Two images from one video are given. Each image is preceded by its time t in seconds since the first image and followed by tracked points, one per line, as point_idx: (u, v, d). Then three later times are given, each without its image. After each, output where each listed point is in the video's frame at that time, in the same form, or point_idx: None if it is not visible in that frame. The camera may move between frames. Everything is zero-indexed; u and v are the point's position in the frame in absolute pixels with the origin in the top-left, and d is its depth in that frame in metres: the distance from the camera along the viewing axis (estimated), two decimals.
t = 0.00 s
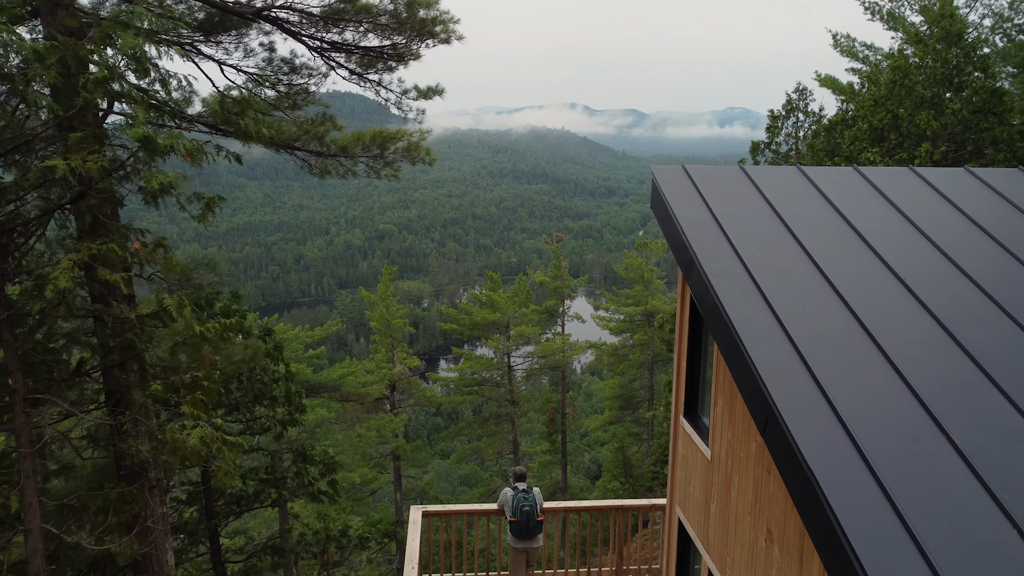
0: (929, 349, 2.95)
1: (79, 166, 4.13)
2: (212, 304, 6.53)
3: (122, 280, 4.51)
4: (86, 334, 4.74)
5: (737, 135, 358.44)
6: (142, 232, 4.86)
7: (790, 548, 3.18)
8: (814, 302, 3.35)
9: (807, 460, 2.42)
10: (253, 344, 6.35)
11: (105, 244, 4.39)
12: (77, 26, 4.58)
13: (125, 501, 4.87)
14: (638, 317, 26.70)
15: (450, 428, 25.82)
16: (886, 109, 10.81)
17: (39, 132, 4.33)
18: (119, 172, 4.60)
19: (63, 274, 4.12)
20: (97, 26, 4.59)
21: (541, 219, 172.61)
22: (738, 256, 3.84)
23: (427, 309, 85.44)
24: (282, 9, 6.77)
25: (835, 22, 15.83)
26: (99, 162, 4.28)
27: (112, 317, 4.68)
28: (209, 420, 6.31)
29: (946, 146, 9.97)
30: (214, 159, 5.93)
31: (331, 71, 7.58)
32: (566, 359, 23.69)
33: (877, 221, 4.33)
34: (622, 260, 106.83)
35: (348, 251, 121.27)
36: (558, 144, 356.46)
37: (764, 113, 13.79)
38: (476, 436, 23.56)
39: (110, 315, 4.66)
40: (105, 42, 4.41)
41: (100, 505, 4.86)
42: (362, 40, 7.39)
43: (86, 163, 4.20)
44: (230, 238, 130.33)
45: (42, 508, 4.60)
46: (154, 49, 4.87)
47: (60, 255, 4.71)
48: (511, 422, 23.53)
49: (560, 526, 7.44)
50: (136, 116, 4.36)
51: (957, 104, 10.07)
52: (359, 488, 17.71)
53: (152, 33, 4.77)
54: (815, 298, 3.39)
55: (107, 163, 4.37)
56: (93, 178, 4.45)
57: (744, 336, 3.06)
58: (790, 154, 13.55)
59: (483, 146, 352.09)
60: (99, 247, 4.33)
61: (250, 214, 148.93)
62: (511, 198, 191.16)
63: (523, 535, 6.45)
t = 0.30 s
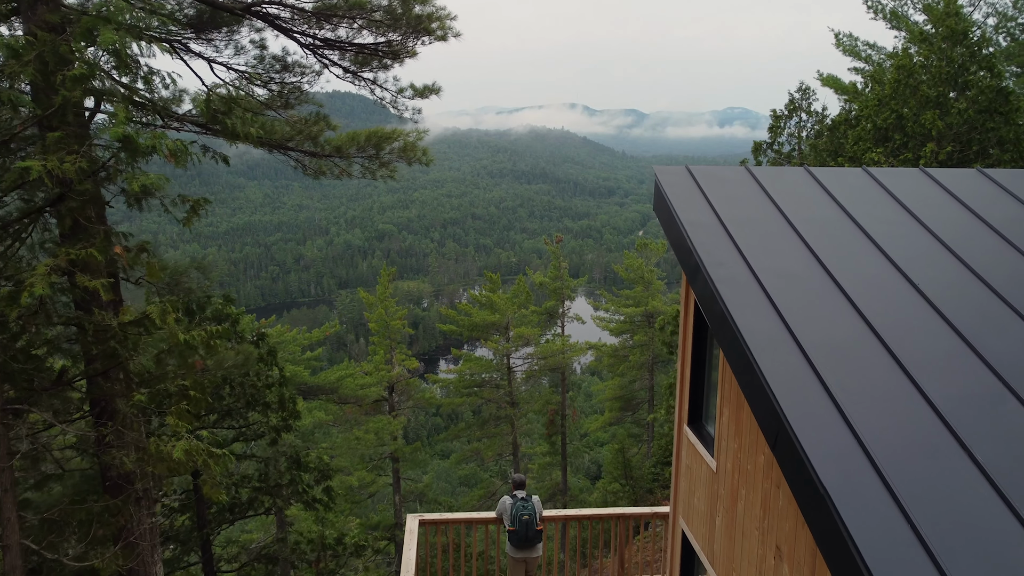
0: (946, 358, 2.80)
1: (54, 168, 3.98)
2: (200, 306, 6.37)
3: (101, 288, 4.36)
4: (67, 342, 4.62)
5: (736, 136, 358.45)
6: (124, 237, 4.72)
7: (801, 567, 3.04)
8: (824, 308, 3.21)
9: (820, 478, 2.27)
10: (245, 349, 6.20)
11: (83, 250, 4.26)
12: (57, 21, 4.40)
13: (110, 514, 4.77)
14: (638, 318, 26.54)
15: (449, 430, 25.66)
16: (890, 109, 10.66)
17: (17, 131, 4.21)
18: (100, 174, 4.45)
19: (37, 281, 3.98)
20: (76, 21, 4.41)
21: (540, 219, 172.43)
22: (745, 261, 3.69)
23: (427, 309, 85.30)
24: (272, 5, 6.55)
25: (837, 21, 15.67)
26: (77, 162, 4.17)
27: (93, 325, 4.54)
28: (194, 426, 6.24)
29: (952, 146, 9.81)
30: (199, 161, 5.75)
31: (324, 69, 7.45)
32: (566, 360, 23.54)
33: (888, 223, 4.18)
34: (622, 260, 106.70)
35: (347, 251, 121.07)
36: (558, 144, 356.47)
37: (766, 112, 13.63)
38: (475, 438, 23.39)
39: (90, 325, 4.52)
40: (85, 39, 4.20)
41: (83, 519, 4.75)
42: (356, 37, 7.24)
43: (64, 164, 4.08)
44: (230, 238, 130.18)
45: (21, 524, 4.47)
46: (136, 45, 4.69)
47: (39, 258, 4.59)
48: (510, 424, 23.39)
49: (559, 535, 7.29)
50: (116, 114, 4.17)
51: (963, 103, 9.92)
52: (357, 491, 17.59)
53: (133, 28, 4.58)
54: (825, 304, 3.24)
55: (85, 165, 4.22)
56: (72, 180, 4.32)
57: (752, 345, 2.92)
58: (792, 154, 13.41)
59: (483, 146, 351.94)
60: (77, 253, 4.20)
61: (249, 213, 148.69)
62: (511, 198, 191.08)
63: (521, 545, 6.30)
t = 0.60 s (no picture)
0: (965, 367, 2.63)
1: (30, 169, 3.81)
2: (190, 310, 6.20)
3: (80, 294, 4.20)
4: (47, 350, 4.45)
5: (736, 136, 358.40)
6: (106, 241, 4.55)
7: None
8: (833, 313, 3.05)
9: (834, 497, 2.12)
10: (236, 354, 6.06)
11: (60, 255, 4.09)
12: (35, 16, 4.25)
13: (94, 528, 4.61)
14: (638, 319, 26.37)
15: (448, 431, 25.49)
16: (894, 109, 10.50)
17: None
18: (82, 175, 4.37)
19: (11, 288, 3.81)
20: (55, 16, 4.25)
21: (540, 218, 172.27)
22: (751, 264, 3.54)
23: (427, 309, 85.13)
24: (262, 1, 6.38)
25: (840, 19, 15.50)
26: (54, 163, 4.00)
27: (72, 334, 4.37)
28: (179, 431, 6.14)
29: (958, 146, 9.65)
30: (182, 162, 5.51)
31: (317, 67, 7.26)
32: (566, 361, 23.38)
33: (899, 224, 4.01)
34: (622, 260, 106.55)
35: (347, 251, 120.91)
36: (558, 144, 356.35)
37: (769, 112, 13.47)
38: (475, 440, 23.24)
39: (69, 333, 4.35)
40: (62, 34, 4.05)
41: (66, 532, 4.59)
42: (350, 33, 7.09)
43: (39, 165, 3.91)
44: (229, 238, 130.02)
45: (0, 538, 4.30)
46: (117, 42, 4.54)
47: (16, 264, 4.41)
48: (510, 426, 23.22)
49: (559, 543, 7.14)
50: (93, 113, 4.01)
51: (969, 103, 9.76)
52: (355, 495, 17.42)
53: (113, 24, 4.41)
54: (835, 309, 3.08)
55: (63, 166, 4.05)
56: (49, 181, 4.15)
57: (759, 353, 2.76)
58: (795, 154, 13.26)
59: (483, 146, 351.75)
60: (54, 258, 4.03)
61: (249, 213, 148.50)
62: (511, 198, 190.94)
63: (520, 555, 6.13)
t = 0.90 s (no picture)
0: (989, 387, 2.51)
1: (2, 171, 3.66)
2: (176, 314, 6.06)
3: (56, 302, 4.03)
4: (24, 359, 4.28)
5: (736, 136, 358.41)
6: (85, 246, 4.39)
7: None
8: (849, 326, 2.92)
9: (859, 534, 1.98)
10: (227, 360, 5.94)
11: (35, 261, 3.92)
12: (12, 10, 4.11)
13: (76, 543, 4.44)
14: (638, 320, 26.21)
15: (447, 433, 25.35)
16: (899, 108, 10.35)
17: None
18: (60, 177, 4.24)
19: None
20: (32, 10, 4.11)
21: (540, 218, 172.14)
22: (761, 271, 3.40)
23: (427, 309, 85.01)
24: None
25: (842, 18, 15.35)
26: (27, 164, 3.84)
27: (49, 343, 4.20)
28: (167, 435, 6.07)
29: (964, 146, 9.52)
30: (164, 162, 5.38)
31: (310, 65, 7.15)
32: (566, 363, 23.21)
33: (913, 229, 3.89)
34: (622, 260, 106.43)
35: (347, 251, 120.70)
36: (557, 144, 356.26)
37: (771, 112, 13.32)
38: (474, 442, 23.10)
39: (46, 342, 4.18)
40: (39, 30, 3.91)
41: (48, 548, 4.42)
42: (343, 30, 6.99)
43: (12, 166, 3.75)
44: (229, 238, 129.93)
45: None
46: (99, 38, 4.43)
47: None
48: (509, 428, 23.07)
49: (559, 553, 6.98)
50: (71, 112, 3.88)
51: (976, 102, 9.62)
52: (352, 498, 17.27)
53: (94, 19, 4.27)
54: (850, 321, 2.96)
55: (37, 168, 3.89)
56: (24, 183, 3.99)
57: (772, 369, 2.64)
58: (797, 155, 13.12)
59: (482, 146, 351.60)
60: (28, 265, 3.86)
61: (248, 213, 148.28)
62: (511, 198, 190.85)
63: (519, 566, 5.95)
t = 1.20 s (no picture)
0: (1015, 401, 2.36)
1: None
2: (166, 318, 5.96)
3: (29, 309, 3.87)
4: None
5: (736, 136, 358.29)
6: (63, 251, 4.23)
7: None
8: (862, 335, 2.78)
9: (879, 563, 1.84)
10: (218, 366, 5.83)
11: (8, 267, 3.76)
12: None
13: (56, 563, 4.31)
14: (639, 320, 26.04)
15: (446, 434, 25.21)
16: (904, 108, 10.21)
17: None
18: (36, 178, 4.10)
19: None
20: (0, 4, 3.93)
21: (539, 218, 171.98)
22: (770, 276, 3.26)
23: (427, 309, 84.86)
24: None
25: (845, 17, 15.19)
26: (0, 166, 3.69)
27: (24, 353, 4.01)
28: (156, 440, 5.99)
29: (970, 146, 9.37)
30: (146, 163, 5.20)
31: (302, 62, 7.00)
32: (566, 364, 23.05)
33: (929, 234, 3.73)
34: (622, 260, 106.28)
35: (346, 251, 120.44)
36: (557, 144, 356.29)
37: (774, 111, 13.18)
38: (474, 444, 22.96)
39: (21, 351, 3.99)
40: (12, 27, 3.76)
41: (25, 565, 4.30)
42: (336, 26, 6.86)
43: None
44: (229, 238, 129.81)
45: None
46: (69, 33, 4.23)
47: None
48: (509, 430, 22.91)
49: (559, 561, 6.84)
50: (45, 111, 3.74)
51: (982, 101, 9.47)
52: (350, 502, 17.12)
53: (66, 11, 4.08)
54: (865, 330, 2.81)
55: (10, 169, 3.74)
56: None
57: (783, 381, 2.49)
58: (800, 155, 12.98)
59: (482, 146, 351.52)
60: None
61: (248, 214, 148.28)
62: (511, 198, 190.71)
63: None
